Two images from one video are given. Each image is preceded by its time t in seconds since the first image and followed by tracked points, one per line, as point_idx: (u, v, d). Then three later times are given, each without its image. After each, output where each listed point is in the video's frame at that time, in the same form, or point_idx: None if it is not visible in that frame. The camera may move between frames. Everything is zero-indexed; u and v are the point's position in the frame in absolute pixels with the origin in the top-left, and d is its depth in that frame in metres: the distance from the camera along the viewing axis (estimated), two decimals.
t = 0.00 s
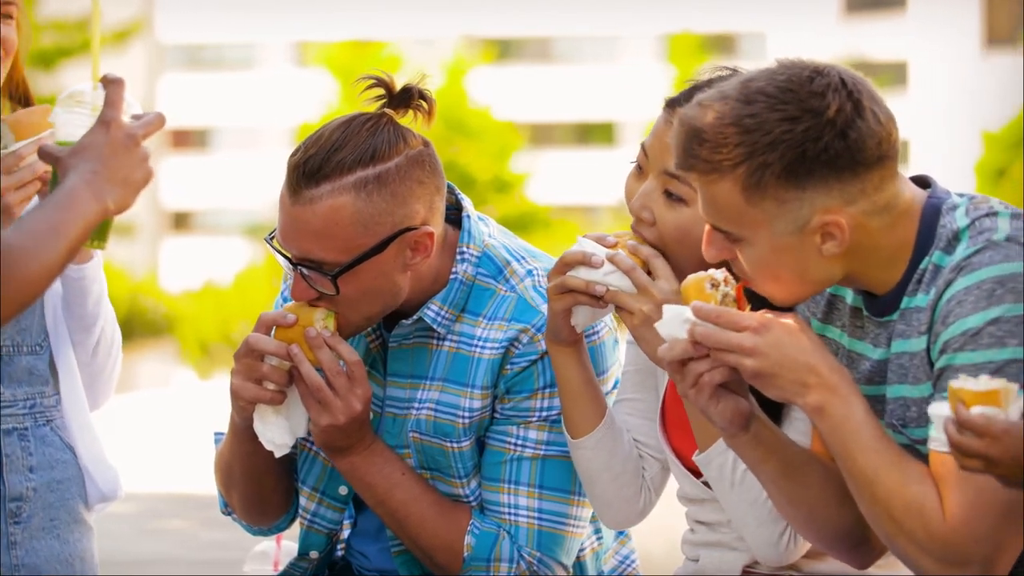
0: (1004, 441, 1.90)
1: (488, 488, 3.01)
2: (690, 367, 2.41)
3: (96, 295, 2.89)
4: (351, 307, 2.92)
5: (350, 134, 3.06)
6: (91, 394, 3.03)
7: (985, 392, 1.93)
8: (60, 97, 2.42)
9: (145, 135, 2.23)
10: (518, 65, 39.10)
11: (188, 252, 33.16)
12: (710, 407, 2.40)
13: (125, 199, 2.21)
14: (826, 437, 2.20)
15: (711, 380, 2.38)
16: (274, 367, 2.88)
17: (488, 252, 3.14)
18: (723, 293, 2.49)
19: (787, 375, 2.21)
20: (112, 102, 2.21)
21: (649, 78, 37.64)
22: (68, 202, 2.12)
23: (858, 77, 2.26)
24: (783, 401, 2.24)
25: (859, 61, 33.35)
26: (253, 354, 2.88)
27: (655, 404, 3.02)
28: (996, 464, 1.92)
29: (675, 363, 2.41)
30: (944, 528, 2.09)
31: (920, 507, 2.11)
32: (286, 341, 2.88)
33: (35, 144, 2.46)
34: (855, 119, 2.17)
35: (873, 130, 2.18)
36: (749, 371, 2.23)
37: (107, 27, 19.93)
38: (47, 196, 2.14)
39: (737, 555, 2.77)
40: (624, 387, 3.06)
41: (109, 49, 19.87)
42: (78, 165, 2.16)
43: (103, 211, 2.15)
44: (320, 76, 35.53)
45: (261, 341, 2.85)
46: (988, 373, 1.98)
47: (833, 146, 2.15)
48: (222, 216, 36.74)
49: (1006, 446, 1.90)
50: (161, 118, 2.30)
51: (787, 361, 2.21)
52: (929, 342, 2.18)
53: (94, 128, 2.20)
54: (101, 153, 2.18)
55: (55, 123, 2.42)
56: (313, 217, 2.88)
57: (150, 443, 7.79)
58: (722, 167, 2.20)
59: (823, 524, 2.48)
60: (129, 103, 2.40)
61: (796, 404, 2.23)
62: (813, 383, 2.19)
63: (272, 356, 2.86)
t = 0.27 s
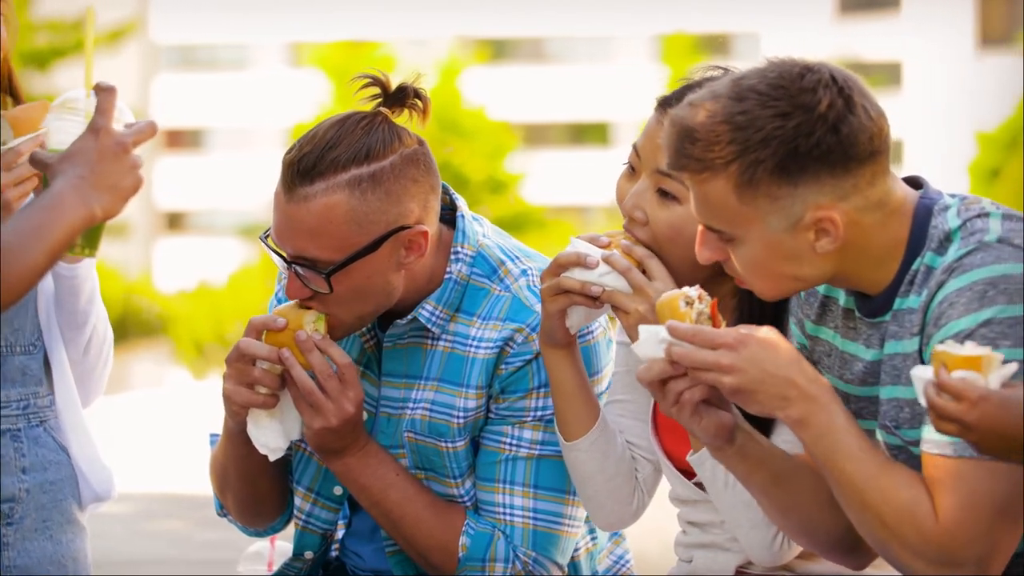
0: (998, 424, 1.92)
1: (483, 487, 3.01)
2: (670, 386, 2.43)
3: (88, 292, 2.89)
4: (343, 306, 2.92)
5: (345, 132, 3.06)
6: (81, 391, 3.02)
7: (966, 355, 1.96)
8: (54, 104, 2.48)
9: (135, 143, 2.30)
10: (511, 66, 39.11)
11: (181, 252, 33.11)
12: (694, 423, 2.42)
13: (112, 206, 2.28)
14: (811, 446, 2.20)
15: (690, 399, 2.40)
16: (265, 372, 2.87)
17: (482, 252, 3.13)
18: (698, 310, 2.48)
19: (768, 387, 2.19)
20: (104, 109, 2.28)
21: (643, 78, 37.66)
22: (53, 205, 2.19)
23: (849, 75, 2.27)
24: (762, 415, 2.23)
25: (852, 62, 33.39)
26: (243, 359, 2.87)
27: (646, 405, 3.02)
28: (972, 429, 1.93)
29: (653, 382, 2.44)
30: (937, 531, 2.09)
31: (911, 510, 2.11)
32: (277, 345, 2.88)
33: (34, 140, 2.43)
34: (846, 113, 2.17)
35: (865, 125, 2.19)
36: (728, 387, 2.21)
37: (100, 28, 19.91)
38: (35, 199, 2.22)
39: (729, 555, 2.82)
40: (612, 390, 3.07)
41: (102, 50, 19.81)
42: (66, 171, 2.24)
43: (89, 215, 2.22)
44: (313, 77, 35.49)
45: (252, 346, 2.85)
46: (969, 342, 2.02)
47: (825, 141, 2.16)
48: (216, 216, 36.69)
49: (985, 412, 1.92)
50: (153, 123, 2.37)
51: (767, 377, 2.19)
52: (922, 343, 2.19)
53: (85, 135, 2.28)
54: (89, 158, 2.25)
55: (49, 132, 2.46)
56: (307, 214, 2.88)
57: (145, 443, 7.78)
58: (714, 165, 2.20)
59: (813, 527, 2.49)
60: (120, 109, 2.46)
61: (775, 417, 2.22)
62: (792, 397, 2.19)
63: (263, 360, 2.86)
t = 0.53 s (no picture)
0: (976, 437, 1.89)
1: (478, 488, 3.01)
2: (651, 401, 2.39)
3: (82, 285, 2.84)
4: (335, 305, 2.91)
5: (339, 130, 3.05)
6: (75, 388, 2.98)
7: (939, 371, 1.93)
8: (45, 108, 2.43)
9: (124, 147, 2.28)
10: (506, 65, 39.06)
11: (175, 252, 33.04)
12: (678, 436, 2.43)
13: (98, 211, 2.25)
14: (798, 455, 2.19)
15: (673, 413, 2.37)
16: (256, 376, 2.86)
17: (476, 252, 3.13)
18: (677, 324, 2.47)
19: (751, 400, 2.17)
20: (93, 113, 2.25)
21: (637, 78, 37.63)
22: (34, 207, 2.18)
23: (844, 70, 2.29)
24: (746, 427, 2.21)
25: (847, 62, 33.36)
26: (234, 364, 2.85)
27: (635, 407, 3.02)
28: (949, 444, 1.89)
29: (636, 398, 2.39)
30: (931, 531, 2.09)
31: (906, 511, 2.12)
32: (267, 349, 2.89)
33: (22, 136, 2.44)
34: (842, 106, 2.19)
35: (859, 117, 2.20)
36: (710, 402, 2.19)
37: (93, 28, 19.83)
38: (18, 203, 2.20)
39: (722, 556, 2.86)
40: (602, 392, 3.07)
41: (96, 49, 19.74)
42: (52, 174, 2.21)
43: (75, 219, 2.20)
44: (308, 77, 35.42)
45: (242, 351, 2.83)
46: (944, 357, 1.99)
47: (821, 133, 2.16)
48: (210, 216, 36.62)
49: (961, 426, 1.88)
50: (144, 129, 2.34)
51: (748, 393, 2.17)
52: (916, 342, 2.19)
53: (73, 139, 2.25)
54: (77, 163, 2.22)
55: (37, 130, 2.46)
56: (301, 211, 2.87)
57: (138, 443, 7.76)
58: (710, 158, 2.20)
59: (800, 529, 2.54)
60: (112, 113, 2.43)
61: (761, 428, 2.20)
62: (776, 407, 2.17)
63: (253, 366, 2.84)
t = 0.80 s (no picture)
0: (958, 451, 1.90)
1: (472, 488, 3.00)
2: (637, 414, 2.40)
3: (69, 283, 2.81)
4: (329, 304, 2.90)
5: (333, 128, 3.04)
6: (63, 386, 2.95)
7: (917, 389, 1.95)
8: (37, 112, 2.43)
9: (111, 151, 2.28)
10: (500, 65, 39.02)
11: (169, 252, 32.97)
12: (665, 447, 2.43)
13: (82, 215, 2.24)
14: (788, 463, 2.18)
15: (659, 425, 2.37)
16: (247, 379, 2.85)
17: (469, 252, 3.12)
18: (662, 337, 2.47)
19: (739, 410, 2.16)
20: (83, 118, 2.28)
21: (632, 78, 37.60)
22: (13, 211, 2.18)
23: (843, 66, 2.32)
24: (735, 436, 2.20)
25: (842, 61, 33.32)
26: (226, 368, 2.85)
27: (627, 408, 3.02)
28: (932, 462, 1.91)
29: (622, 411, 2.40)
30: (927, 530, 2.10)
31: (902, 511, 2.13)
32: (258, 353, 2.88)
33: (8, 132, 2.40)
34: (841, 100, 2.21)
35: (858, 112, 2.22)
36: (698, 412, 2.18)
37: (86, 28, 19.79)
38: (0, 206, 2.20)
39: (714, 556, 2.92)
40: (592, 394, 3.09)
41: (90, 50, 19.63)
42: (37, 177, 2.22)
43: (56, 223, 2.20)
44: (301, 77, 35.35)
45: (233, 355, 2.83)
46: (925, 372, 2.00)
47: (822, 126, 2.18)
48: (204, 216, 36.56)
49: (943, 441, 1.90)
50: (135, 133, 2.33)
51: (737, 401, 2.16)
52: (913, 341, 2.19)
53: (61, 143, 2.26)
54: (62, 167, 2.23)
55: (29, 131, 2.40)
56: (296, 209, 2.87)
57: (132, 443, 7.74)
58: (709, 151, 2.21)
59: (789, 530, 2.53)
60: (102, 118, 2.42)
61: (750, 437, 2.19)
62: (765, 416, 2.16)
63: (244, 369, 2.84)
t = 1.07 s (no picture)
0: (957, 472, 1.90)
1: (465, 489, 2.99)
2: (628, 423, 2.38)
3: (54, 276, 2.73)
4: (322, 306, 2.88)
5: (325, 129, 3.04)
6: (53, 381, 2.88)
7: (913, 414, 1.94)
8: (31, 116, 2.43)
9: (101, 158, 2.29)
10: (494, 65, 38.98)
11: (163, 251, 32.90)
12: (656, 455, 2.41)
13: (69, 219, 2.26)
14: (783, 467, 2.17)
15: (650, 435, 2.36)
16: (237, 385, 2.85)
17: (461, 252, 3.12)
18: (654, 345, 2.45)
19: (732, 417, 2.16)
20: (73, 123, 2.28)
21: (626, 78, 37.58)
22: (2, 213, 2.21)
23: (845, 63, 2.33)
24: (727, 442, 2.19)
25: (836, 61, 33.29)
26: (217, 373, 2.85)
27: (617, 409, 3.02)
28: (932, 486, 1.91)
29: (613, 420, 2.38)
30: (928, 530, 2.11)
31: (900, 511, 2.12)
32: (248, 358, 2.88)
33: None
34: (843, 95, 2.22)
35: (859, 106, 2.23)
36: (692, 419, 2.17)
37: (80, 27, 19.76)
38: None
39: (706, 556, 2.93)
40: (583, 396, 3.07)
41: (82, 51, 19.58)
42: (25, 181, 2.24)
43: (40, 226, 2.22)
44: (295, 76, 35.28)
45: (223, 360, 2.83)
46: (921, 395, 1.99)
47: (823, 121, 2.19)
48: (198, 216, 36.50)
49: (941, 465, 1.89)
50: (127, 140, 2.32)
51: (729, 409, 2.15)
52: (911, 340, 2.19)
53: (50, 147, 2.27)
54: (49, 170, 2.25)
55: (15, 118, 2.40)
56: (287, 212, 2.86)
57: (128, 442, 7.73)
58: (711, 145, 2.21)
59: (784, 534, 2.53)
60: (94, 127, 2.45)
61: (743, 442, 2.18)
62: (759, 421, 2.15)
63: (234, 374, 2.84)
